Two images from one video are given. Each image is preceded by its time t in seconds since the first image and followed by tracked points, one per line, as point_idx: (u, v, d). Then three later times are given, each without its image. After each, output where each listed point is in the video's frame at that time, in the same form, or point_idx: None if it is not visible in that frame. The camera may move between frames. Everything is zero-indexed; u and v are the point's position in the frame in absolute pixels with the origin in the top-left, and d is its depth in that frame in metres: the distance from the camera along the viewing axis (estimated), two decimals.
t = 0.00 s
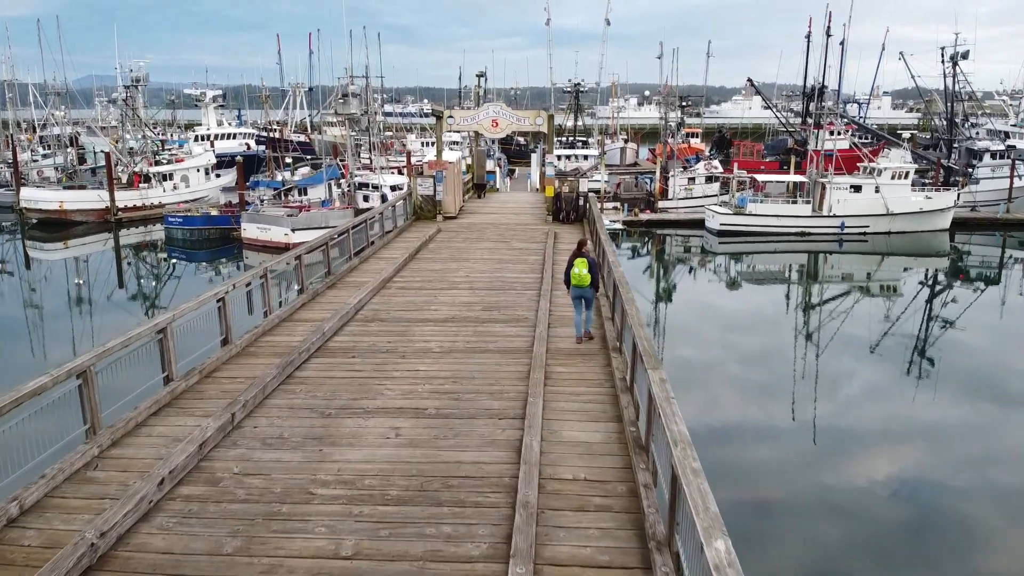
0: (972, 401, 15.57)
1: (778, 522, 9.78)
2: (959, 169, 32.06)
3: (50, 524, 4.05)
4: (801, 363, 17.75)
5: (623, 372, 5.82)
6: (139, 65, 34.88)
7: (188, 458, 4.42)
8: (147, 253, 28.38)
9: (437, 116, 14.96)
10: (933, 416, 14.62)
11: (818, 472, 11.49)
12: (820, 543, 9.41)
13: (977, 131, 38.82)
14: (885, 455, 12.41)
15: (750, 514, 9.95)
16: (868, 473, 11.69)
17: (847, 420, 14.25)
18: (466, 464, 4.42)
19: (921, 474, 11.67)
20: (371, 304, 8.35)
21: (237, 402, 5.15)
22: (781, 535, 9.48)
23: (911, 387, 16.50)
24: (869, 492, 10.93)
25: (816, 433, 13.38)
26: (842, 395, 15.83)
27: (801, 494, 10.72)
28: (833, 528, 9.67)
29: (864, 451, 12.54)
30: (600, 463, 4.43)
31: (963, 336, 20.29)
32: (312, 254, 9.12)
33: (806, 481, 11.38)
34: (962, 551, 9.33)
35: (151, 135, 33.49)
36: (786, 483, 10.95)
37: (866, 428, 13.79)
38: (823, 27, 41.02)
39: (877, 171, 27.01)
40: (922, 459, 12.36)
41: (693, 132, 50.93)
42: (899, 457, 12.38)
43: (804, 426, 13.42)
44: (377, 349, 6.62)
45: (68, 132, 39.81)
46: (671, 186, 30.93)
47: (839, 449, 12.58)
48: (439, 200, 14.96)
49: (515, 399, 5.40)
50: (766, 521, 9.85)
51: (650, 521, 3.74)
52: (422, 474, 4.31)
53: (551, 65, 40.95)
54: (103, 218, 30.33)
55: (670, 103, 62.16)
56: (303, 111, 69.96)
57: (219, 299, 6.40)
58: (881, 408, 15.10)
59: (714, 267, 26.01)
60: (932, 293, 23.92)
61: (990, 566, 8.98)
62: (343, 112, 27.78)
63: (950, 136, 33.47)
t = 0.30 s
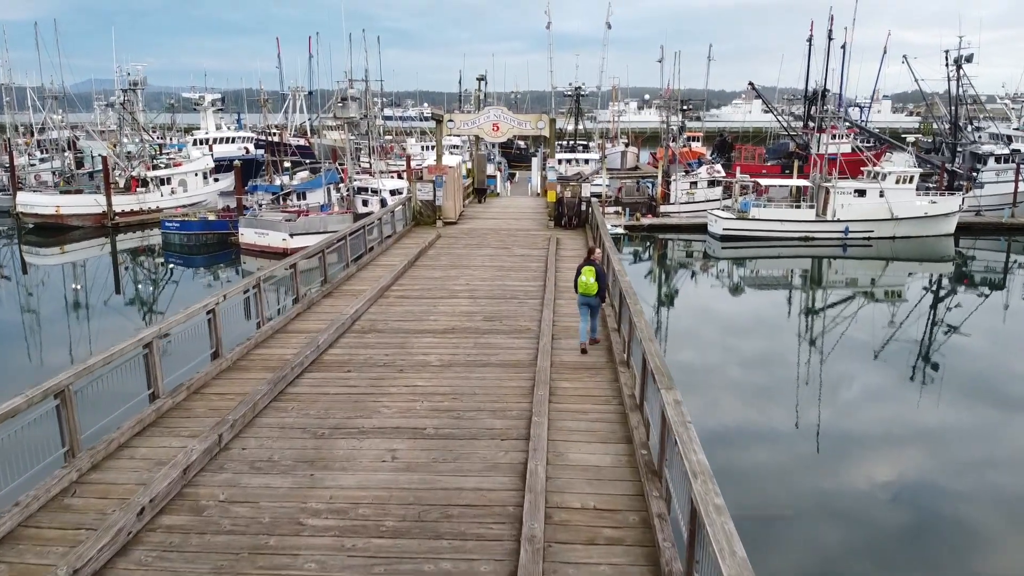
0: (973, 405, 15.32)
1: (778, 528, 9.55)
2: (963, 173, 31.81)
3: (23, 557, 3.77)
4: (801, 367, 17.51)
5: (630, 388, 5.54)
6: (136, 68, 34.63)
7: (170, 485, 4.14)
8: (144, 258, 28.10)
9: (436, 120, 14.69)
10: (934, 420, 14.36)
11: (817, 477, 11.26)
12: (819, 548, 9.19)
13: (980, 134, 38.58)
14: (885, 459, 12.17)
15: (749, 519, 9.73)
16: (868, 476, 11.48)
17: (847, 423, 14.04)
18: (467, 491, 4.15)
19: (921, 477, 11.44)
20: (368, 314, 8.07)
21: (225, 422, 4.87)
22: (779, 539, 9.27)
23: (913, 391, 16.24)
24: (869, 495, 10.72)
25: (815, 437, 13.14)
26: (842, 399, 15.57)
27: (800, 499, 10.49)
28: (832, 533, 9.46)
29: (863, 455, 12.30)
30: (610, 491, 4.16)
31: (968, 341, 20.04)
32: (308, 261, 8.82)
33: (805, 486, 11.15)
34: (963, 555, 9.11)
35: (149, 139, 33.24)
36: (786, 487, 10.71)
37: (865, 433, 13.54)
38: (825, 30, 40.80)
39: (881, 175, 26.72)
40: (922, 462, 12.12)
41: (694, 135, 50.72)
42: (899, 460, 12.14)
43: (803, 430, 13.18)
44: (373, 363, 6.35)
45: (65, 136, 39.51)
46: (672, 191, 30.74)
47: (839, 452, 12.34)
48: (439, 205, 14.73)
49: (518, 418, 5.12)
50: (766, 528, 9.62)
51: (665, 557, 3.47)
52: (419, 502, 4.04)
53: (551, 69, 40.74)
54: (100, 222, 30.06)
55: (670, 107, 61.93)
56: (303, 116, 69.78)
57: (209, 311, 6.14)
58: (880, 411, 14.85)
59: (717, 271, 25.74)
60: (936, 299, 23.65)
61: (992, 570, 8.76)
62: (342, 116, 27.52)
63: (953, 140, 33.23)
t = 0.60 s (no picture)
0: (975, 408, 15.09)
1: (776, 531, 9.36)
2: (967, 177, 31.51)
3: None
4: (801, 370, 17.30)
5: (640, 406, 5.26)
6: (134, 72, 34.38)
7: (150, 514, 3.86)
8: (141, 263, 27.81)
9: (436, 123, 14.42)
10: (935, 422, 14.12)
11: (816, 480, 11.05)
12: (818, 552, 8.99)
13: (983, 138, 38.30)
14: (885, 461, 11.95)
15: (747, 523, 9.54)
16: (869, 479, 11.28)
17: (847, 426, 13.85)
18: (467, 522, 3.86)
19: (921, 479, 11.23)
20: (364, 325, 7.78)
21: (211, 445, 4.59)
22: (777, 542, 9.09)
23: (914, 394, 16.01)
24: (869, 498, 10.52)
25: (814, 441, 12.93)
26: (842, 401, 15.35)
27: (799, 502, 10.27)
28: (831, 535, 9.27)
29: (863, 458, 12.08)
30: (621, 522, 3.88)
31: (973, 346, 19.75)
32: (302, 268, 8.50)
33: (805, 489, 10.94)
34: (964, 557, 8.92)
35: (146, 143, 32.97)
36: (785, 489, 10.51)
37: (865, 435, 13.32)
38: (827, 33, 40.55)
39: (886, 180, 26.39)
40: (923, 465, 11.90)
41: (695, 139, 50.45)
42: (899, 463, 11.93)
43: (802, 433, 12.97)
44: (369, 378, 6.06)
45: (63, 140, 39.30)
46: (674, 195, 30.50)
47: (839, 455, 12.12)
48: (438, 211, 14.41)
49: (523, 439, 4.83)
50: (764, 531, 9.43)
51: None
52: (416, 535, 3.75)
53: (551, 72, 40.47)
54: (97, 227, 29.79)
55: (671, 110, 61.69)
56: (303, 119, 69.56)
57: (198, 323, 5.87)
58: (880, 415, 14.61)
59: (719, 276, 25.46)
60: (940, 304, 23.36)
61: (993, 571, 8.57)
62: (341, 119, 27.27)
63: (957, 144, 32.96)
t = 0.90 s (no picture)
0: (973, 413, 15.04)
1: (775, 536, 9.36)
2: (971, 181, 31.25)
3: None
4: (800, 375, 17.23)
5: (651, 426, 4.98)
6: (132, 75, 34.11)
7: (127, 549, 3.57)
8: (138, 267, 27.53)
9: (436, 127, 14.15)
10: (933, 427, 14.06)
11: (815, 485, 11.00)
12: (817, 557, 8.99)
13: (987, 142, 38.04)
14: (883, 467, 11.90)
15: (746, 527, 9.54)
16: (869, 484, 11.27)
17: (846, 429, 13.82)
18: (468, 559, 3.57)
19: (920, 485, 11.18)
20: (361, 336, 7.49)
21: (195, 470, 4.30)
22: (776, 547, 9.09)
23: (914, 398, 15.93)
24: (868, 504, 10.52)
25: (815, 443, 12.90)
26: (840, 404, 15.30)
27: (797, 509, 10.22)
28: (830, 541, 9.28)
29: (861, 464, 12.03)
30: (633, 558, 3.59)
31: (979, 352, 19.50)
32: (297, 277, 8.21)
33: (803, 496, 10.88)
34: (964, 565, 8.92)
35: (144, 147, 32.70)
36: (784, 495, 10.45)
37: (863, 438, 13.28)
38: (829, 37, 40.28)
39: (891, 184, 26.07)
40: (921, 470, 11.86)
41: (696, 143, 50.20)
42: (897, 468, 11.88)
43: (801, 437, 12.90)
44: (364, 395, 5.76)
45: (60, 144, 39.03)
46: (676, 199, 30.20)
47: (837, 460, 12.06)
48: (439, 217, 14.21)
49: (527, 464, 4.54)
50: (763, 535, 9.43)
51: None
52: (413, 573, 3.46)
53: (552, 76, 40.26)
54: (93, 232, 29.51)
55: (673, 114, 61.45)
56: (303, 123, 69.33)
57: (185, 338, 5.61)
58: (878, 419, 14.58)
59: (722, 282, 25.18)
60: (945, 309, 23.09)
61: None
62: (340, 123, 26.99)
63: (961, 148, 32.67)
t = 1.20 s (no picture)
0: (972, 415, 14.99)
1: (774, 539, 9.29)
2: (976, 185, 30.94)
3: None
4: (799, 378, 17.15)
5: (665, 449, 4.70)
6: (129, 79, 33.85)
7: None
8: (135, 272, 27.23)
9: (435, 131, 13.86)
10: (933, 428, 14.02)
11: (815, 487, 10.97)
12: (815, 560, 8.91)
13: (991, 145, 37.76)
14: (883, 469, 11.86)
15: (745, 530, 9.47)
16: (868, 487, 11.18)
17: (847, 431, 13.74)
18: None
19: (920, 487, 11.14)
20: (357, 349, 7.19)
21: (175, 500, 4.01)
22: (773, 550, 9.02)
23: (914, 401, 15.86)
24: (867, 507, 10.43)
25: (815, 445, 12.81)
26: (840, 407, 15.25)
27: (797, 512, 10.18)
28: (828, 544, 9.21)
29: (861, 465, 11.98)
30: None
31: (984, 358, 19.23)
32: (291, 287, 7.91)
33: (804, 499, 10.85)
34: (964, 569, 8.83)
35: (141, 151, 32.44)
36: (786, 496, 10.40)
37: (863, 441, 13.21)
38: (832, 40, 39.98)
39: (896, 188, 25.79)
40: (921, 472, 11.82)
41: (698, 146, 49.98)
42: (897, 470, 11.84)
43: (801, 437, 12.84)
44: (360, 414, 5.46)
45: (57, 148, 38.76)
46: (679, 204, 29.94)
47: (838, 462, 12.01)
48: (439, 222, 13.86)
49: (532, 492, 4.24)
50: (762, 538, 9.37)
51: None
52: None
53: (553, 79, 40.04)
54: (90, 237, 29.23)
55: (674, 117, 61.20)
56: (303, 127, 69.15)
57: (169, 354, 5.36)
58: (876, 420, 14.56)
59: (725, 287, 24.89)
60: (949, 314, 22.80)
61: None
62: (339, 127, 26.72)
63: (966, 152, 32.40)
